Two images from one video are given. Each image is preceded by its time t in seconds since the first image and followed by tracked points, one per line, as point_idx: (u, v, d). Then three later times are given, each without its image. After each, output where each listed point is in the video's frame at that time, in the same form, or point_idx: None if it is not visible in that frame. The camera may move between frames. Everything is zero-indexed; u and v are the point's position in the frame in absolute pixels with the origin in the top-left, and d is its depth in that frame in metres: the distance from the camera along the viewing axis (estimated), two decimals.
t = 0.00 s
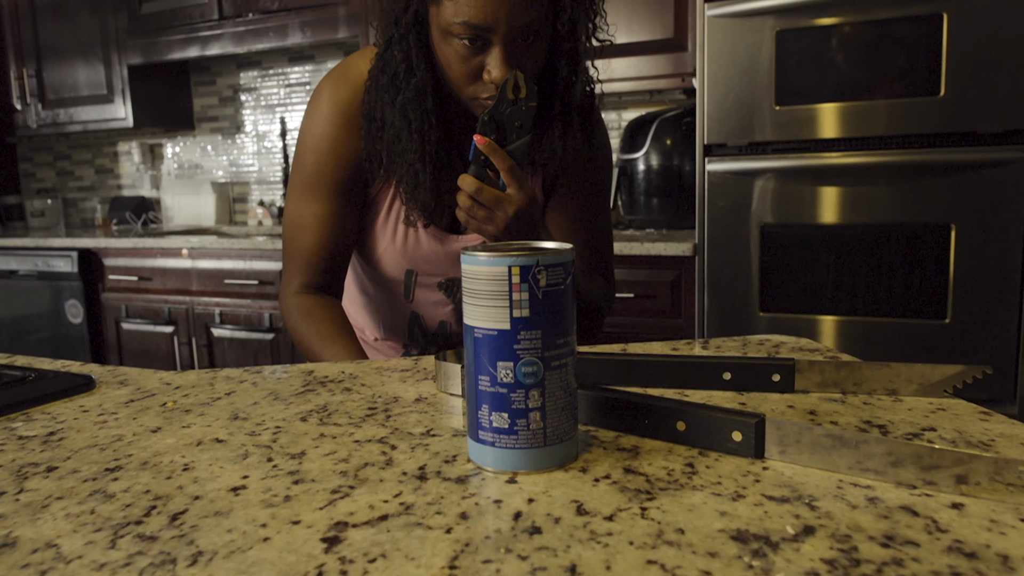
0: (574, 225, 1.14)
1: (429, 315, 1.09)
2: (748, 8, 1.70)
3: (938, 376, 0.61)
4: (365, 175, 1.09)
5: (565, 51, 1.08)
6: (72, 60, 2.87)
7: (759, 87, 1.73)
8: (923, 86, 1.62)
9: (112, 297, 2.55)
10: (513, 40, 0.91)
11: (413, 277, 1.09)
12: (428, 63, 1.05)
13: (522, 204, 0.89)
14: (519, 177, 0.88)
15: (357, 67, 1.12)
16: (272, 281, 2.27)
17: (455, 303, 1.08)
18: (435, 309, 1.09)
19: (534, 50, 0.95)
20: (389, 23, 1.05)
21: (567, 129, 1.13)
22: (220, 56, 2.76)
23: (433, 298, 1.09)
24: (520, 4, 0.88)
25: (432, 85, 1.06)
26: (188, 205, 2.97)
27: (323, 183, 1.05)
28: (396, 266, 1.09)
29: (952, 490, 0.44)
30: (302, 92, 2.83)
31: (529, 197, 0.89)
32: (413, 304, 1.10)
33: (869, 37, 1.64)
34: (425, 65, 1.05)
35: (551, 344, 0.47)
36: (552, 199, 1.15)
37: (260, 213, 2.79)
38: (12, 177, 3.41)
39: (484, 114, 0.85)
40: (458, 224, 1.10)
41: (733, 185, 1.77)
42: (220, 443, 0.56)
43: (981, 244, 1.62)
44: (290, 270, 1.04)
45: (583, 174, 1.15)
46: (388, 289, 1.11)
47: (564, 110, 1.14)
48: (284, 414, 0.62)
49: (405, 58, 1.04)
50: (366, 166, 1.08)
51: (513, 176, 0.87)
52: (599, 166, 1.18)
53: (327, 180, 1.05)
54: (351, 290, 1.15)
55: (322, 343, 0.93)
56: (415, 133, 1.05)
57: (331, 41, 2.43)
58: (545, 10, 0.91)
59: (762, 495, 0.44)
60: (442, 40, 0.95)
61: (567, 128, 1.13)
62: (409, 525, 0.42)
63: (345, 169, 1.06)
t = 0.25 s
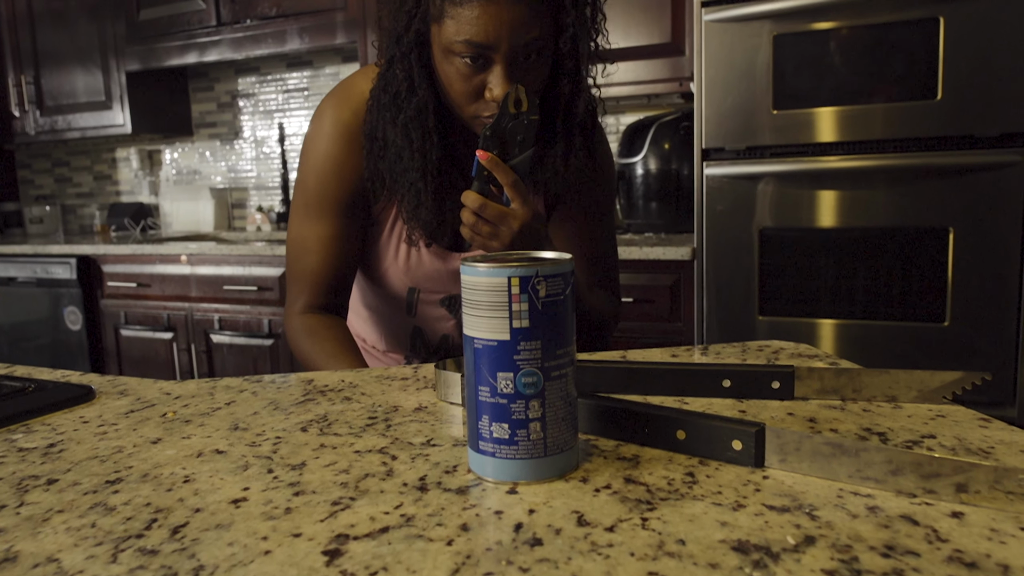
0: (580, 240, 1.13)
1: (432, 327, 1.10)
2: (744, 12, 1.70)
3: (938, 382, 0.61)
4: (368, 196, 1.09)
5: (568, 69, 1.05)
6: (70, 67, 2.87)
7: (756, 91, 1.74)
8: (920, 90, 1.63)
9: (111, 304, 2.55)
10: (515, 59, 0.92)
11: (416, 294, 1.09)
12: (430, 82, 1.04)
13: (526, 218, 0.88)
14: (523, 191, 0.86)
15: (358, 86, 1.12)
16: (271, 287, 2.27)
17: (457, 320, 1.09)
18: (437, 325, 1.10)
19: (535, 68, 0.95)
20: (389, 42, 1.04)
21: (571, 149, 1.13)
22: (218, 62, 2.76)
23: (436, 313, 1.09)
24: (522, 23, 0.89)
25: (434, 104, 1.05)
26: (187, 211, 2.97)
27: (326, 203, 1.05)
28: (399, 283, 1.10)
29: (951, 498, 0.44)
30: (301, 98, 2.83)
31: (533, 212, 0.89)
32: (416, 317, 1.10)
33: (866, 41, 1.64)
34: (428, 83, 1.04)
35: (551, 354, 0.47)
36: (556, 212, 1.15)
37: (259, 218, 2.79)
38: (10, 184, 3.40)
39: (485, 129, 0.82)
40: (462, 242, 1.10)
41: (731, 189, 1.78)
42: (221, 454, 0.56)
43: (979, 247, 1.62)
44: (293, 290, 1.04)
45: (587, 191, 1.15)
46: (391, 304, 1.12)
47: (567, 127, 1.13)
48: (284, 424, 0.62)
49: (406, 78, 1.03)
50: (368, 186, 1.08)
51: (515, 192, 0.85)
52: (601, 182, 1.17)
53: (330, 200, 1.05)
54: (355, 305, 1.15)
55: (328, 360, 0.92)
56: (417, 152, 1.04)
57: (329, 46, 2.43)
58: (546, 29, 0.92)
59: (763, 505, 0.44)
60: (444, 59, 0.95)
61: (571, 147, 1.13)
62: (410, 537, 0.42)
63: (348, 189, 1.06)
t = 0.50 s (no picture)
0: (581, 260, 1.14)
1: (435, 348, 1.10)
2: (744, 21, 1.70)
3: (941, 395, 0.61)
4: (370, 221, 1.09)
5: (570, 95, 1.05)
6: (73, 77, 2.88)
7: (758, 99, 1.74)
8: (921, 98, 1.63)
9: (113, 313, 2.56)
10: (516, 83, 0.91)
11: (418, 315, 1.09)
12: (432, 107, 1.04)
13: (529, 243, 0.88)
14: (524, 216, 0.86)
15: (359, 111, 1.12)
16: (272, 296, 2.27)
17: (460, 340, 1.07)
18: (440, 347, 1.09)
19: (537, 93, 0.94)
20: (391, 67, 1.04)
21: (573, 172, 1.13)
22: (219, 71, 2.77)
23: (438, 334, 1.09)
24: (523, 47, 0.89)
25: (436, 129, 1.05)
26: (189, 220, 2.98)
27: (328, 230, 1.05)
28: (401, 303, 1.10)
29: (956, 514, 0.44)
30: (302, 107, 2.84)
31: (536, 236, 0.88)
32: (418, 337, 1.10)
33: (866, 50, 1.65)
34: (429, 108, 1.03)
35: (554, 370, 0.47)
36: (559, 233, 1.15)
37: (260, 227, 2.80)
38: (13, 193, 3.41)
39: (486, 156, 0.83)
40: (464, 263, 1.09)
41: (732, 197, 1.78)
42: (225, 469, 0.56)
43: (981, 255, 1.62)
44: (295, 315, 1.05)
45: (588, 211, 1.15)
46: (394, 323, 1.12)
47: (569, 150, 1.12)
48: (288, 439, 0.62)
49: (408, 102, 1.03)
50: (370, 212, 1.08)
51: (518, 218, 0.85)
52: (602, 203, 1.17)
53: (333, 224, 1.05)
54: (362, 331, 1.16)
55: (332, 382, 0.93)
56: (418, 177, 1.04)
57: (330, 55, 2.44)
58: (548, 54, 0.92)
59: (767, 522, 0.44)
60: (445, 83, 0.95)
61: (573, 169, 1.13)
62: (414, 555, 0.42)
63: (350, 211, 1.06)
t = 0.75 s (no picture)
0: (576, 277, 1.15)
1: (428, 365, 1.10)
2: (739, 30, 1.71)
3: (936, 408, 0.61)
4: (363, 245, 1.09)
5: (563, 118, 1.03)
6: (69, 85, 2.88)
7: (753, 108, 1.75)
8: (914, 107, 1.64)
9: (108, 321, 2.55)
10: (510, 107, 0.90)
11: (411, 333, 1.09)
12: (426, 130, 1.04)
13: (529, 261, 0.87)
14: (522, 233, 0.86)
15: (354, 134, 1.12)
16: (268, 304, 2.27)
17: (454, 359, 1.09)
18: (434, 364, 1.10)
19: (532, 116, 0.93)
20: (385, 90, 1.04)
21: (567, 195, 1.12)
22: (215, 79, 2.77)
23: (431, 352, 1.09)
24: (516, 71, 0.88)
25: (430, 153, 1.05)
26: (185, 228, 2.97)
27: (321, 253, 1.05)
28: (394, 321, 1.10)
29: (952, 530, 0.44)
30: (298, 115, 2.84)
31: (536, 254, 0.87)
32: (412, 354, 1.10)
33: (860, 60, 1.66)
34: (423, 131, 1.03)
35: (551, 387, 0.47)
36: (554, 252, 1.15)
37: (256, 235, 2.79)
38: (8, 201, 3.41)
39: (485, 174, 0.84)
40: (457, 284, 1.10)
41: (728, 205, 1.78)
42: (221, 485, 0.56)
43: (975, 263, 1.63)
44: (285, 338, 1.04)
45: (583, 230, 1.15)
46: (387, 339, 1.12)
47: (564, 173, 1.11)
48: (285, 453, 0.62)
49: (402, 126, 1.03)
50: (364, 236, 1.08)
51: (517, 236, 0.84)
52: (596, 225, 1.17)
53: (326, 244, 1.05)
54: (355, 339, 1.15)
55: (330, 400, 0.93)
56: (412, 201, 1.05)
57: (326, 64, 2.44)
58: (543, 77, 0.91)
59: (763, 538, 0.45)
60: (439, 106, 0.94)
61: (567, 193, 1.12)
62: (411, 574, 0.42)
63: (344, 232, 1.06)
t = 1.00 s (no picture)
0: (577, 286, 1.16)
1: (426, 377, 1.09)
2: (738, 37, 1.72)
3: (938, 417, 0.61)
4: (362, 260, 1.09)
5: (563, 132, 1.02)
6: (69, 92, 2.89)
7: (752, 114, 1.75)
8: (914, 113, 1.64)
9: (109, 328, 2.55)
10: (509, 122, 0.89)
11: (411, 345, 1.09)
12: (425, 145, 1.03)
13: (532, 271, 0.86)
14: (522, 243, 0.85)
15: (355, 147, 1.12)
16: (269, 310, 2.27)
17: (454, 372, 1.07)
18: (432, 375, 1.09)
19: (531, 131, 0.93)
20: (383, 106, 1.02)
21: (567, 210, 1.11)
22: (216, 86, 2.78)
23: (430, 364, 1.09)
24: (515, 86, 0.87)
25: (429, 168, 1.04)
26: (185, 234, 2.98)
27: (318, 269, 1.05)
28: (394, 333, 1.10)
29: (954, 541, 0.44)
30: (299, 121, 2.84)
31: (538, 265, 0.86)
32: (411, 366, 1.10)
33: (859, 66, 1.66)
34: (423, 147, 1.02)
35: (553, 398, 0.47)
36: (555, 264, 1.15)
37: (256, 241, 2.80)
38: (8, 207, 3.41)
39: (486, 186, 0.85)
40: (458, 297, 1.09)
41: (728, 211, 1.79)
42: (223, 496, 0.56)
43: (975, 269, 1.63)
44: (281, 353, 1.06)
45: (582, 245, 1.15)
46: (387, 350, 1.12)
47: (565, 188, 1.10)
48: (286, 464, 0.62)
49: (400, 142, 1.02)
50: (363, 251, 1.08)
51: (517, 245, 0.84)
52: (596, 237, 1.18)
53: (324, 259, 1.05)
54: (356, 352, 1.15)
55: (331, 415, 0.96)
56: (411, 216, 1.03)
57: (327, 70, 2.45)
58: (541, 92, 0.90)
59: (766, 549, 0.45)
60: (437, 122, 0.93)
61: (566, 209, 1.11)
62: None
63: (343, 247, 1.07)
